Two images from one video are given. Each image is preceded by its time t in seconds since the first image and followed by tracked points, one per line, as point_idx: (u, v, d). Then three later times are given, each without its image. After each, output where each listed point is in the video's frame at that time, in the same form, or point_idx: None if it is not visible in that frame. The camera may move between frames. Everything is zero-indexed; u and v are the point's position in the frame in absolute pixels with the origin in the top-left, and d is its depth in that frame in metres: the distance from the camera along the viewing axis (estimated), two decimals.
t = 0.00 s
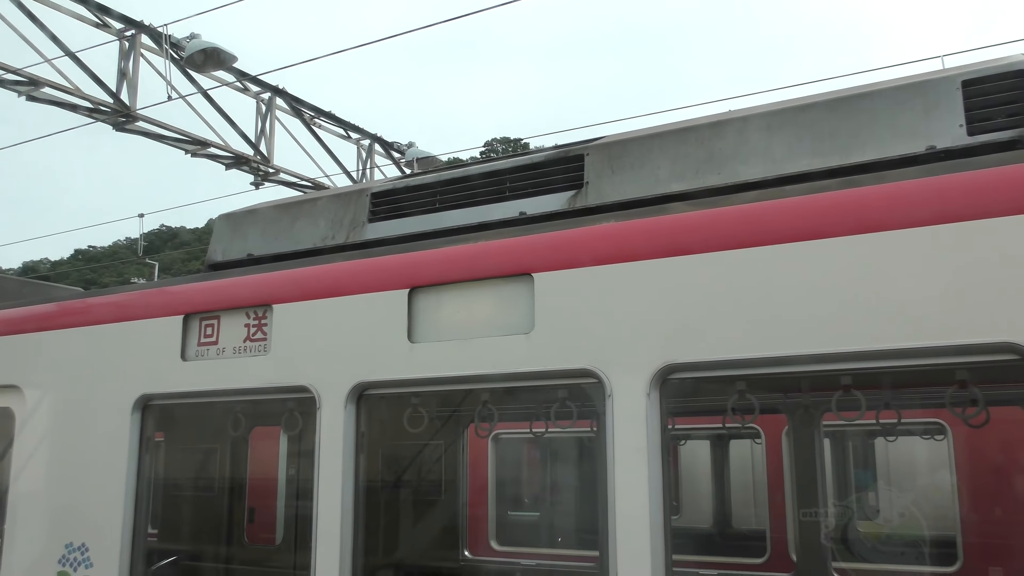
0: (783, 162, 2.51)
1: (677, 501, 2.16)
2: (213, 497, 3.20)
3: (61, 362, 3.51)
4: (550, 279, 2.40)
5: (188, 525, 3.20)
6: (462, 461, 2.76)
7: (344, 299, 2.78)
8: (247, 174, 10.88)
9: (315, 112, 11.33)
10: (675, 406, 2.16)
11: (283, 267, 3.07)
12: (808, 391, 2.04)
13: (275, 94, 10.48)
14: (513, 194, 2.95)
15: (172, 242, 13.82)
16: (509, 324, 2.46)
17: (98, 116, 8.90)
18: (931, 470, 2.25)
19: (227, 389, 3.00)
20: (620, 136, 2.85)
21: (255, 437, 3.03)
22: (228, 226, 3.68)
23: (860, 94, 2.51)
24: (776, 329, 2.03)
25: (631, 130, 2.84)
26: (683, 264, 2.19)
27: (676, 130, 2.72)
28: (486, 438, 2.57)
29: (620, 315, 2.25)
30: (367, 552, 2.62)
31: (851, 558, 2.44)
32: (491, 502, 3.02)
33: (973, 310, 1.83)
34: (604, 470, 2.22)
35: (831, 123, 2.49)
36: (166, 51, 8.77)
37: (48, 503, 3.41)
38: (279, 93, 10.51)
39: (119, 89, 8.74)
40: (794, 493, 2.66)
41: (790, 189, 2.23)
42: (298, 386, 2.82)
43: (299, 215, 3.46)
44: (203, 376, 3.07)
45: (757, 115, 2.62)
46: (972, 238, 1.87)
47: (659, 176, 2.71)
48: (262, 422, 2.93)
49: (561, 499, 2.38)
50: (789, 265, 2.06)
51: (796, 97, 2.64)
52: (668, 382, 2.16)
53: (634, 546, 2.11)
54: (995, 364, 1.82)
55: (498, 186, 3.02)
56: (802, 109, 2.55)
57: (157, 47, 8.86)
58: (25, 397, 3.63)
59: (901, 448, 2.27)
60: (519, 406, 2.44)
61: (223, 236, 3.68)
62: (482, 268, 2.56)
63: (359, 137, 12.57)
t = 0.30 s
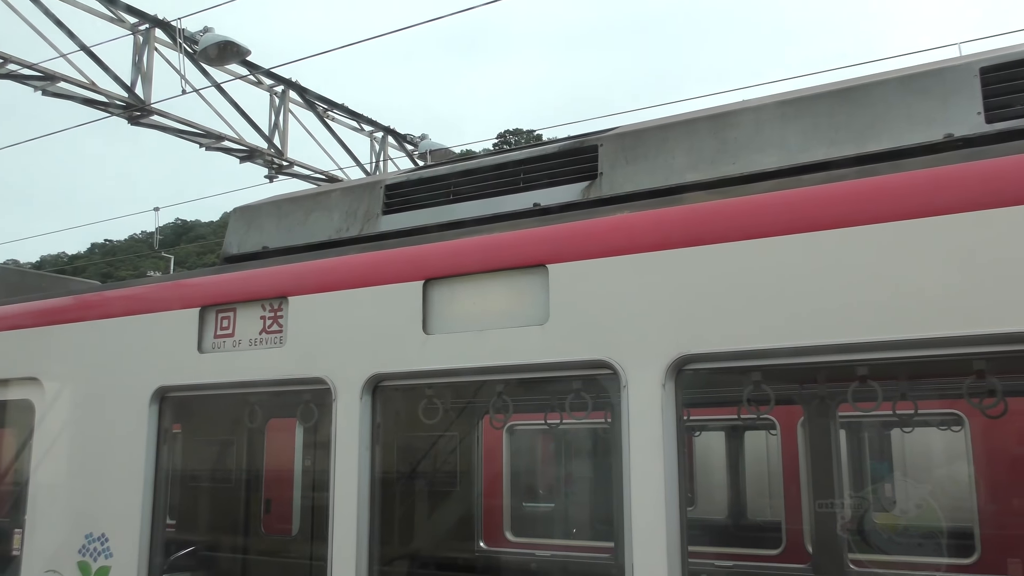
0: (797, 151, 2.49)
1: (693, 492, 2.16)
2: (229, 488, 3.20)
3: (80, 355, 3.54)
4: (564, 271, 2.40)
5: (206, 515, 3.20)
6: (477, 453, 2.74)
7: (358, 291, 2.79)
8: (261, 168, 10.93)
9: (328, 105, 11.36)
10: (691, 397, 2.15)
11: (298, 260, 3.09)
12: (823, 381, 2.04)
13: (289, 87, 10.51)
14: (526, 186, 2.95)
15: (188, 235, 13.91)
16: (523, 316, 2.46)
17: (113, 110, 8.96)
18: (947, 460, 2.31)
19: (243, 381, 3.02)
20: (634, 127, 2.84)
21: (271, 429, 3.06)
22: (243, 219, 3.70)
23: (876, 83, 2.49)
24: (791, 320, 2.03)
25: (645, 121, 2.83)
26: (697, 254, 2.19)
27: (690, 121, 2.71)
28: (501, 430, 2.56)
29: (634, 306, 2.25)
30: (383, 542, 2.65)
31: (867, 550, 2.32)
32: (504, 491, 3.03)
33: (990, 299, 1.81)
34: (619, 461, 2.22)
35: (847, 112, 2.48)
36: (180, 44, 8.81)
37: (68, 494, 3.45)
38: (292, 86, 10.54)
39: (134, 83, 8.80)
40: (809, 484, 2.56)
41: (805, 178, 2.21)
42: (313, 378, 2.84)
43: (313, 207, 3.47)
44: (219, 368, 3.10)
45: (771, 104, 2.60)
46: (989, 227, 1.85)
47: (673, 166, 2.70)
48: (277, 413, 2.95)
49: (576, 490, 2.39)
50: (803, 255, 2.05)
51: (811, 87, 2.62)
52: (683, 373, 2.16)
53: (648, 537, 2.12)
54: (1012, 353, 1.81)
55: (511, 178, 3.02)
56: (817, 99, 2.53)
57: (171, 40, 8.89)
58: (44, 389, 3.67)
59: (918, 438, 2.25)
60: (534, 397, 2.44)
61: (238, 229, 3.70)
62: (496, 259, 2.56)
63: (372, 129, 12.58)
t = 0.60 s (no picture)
0: (801, 146, 2.49)
1: (695, 487, 2.16)
2: (231, 485, 3.24)
3: (83, 349, 3.54)
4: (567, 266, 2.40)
5: (209, 512, 3.22)
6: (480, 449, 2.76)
7: (361, 286, 2.79)
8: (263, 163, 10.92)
9: (330, 100, 11.35)
10: (693, 393, 2.14)
11: (300, 255, 3.09)
12: (827, 376, 2.03)
13: (291, 82, 10.50)
14: (529, 181, 2.94)
15: (190, 231, 13.91)
16: (526, 311, 2.45)
17: (115, 105, 8.95)
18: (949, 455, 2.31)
19: (246, 376, 3.02)
20: (637, 122, 2.84)
21: (274, 425, 3.08)
22: (245, 214, 3.70)
23: (879, 77, 2.48)
24: (794, 315, 2.02)
25: (648, 116, 2.82)
26: (700, 249, 2.18)
27: (694, 115, 2.70)
28: (503, 425, 2.57)
29: (637, 302, 2.25)
30: (386, 536, 2.66)
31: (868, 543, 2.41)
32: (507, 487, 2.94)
33: (995, 296, 1.81)
34: (621, 456, 2.22)
35: (850, 106, 2.47)
36: (182, 40, 8.81)
37: (71, 490, 3.45)
38: (295, 81, 10.53)
39: (136, 78, 8.79)
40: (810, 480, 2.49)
41: (809, 173, 2.21)
42: (316, 374, 2.83)
43: (316, 202, 3.47)
44: (221, 363, 3.10)
45: (775, 99, 2.59)
46: (993, 221, 1.85)
47: (676, 161, 2.69)
48: (280, 409, 2.96)
49: (578, 485, 2.38)
50: (807, 250, 2.05)
51: (815, 81, 2.61)
52: (686, 368, 2.15)
53: (651, 531, 2.12)
54: (1015, 349, 1.81)
55: (513, 173, 3.01)
56: (821, 94, 2.53)
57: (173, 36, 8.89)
58: (47, 384, 3.67)
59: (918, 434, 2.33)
60: (536, 393, 2.44)
61: (240, 224, 3.69)
62: (498, 254, 2.56)
63: (375, 124, 12.57)
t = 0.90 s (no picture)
0: (804, 142, 2.48)
1: (698, 484, 2.16)
2: (235, 482, 3.26)
3: (87, 346, 3.55)
4: (569, 262, 2.39)
5: (212, 510, 3.24)
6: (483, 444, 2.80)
7: (363, 283, 2.79)
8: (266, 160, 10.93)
9: (333, 97, 11.34)
10: (696, 389, 2.15)
11: (303, 252, 3.09)
12: (829, 373, 2.04)
13: (294, 79, 10.50)
14: (531, 177, 2.94)
15: (193, 228, 13.93)
16: (529, 307, 2.45)
17: (118, 102, 8.95)
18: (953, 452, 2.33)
19: (249, 373, 3.03)
20: (639, 118, 2.83)
21: (277, 422, 3.02)
22: (248, 211, 3.70)
23: (882, 72, 2.47)
24: (797, 311, 2.02)
25: (650, 112, 2.82)
26: (702, 246, 2.18)
27: (696, 111, 2.70)
28: (505, 422, 2.56)
29: (639, 298, 2.25)
30: (389, 532, 2.65)
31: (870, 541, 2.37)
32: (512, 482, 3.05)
33: (998, 293, 1.80)
34: (624, 452, 2.22)
35: (852, 102, 2.46)
36: (184, 37, 8.81)
37: (75, 486, 3.46)
38: (297, 78, 10.52)
39: (138, 75, 8.80)
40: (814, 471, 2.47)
41: (811, 168, 2.20)
42: (318, 370, 2.84)
43: (318, 199, 3.47)
44: (224, 360, 3.10)
45: (777, 94, 2.59)
46: (996, 217, 1.84)
47: (678, 157, 2.69)
48: (282, 406, 2.96)
49: (580, 482, 2.39)
50: (809, 246, 2.04)
51: (817, 76, 2.60)
52: (689, 364, 2.15)
53: (654, 527, 2.11)
54: (1018, 345, 1.80)
55: (516, 169, 3.01)
56: (824, 89, 2.52)
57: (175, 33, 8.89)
58: (51, 381, 3.68)
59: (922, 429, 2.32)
60: (538, 389, 2.44)
61: (243, 221, 3.70)
62: (500, 251, 2.56)
63: (377, 121, 12.57)
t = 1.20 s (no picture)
0: (795, 142, 2.49)
1: (690, 482, 2.17)
2: (227, 480, 3.21)
3: (77, 346, 3.53)
4: (561, 262, 2.39)
5: (202, 508, 3.21)
6: (475, 443, 2.74)
7: (354, 282, 2.78)
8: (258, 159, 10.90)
9: (325, 95, 11.32)
10: (687, 388, 2.14)
11: (294, 251, 3.08)
12: (820, 372, 2.04)
13: (286, 77, 10.47)
14: (523, 176, 2.94)
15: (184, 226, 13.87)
16: (520, 308, 2.45)
17: (108, 100, 8.91)
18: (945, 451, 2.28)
19: (240, 372, 3.02)
20: (631, 117, 2.83)
21: (268, 421, 3.02)
22: (240, 210, 3.69)
23: (874, 73, 2.48)
24: (789, 311, 2.02)
25: (643, 111, 2.82)
26: (695, 245, 2.18)
27: (688, 111, 2.70)
28: (496, 422, 2.54)
29: (631, 298, 2.25)
30: (380, 532, 2.65)
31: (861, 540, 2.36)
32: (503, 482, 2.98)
33: (989, 293, 1.81)
34: (616, 451, 2.23)
35: (844, 102, 2.47)
36: (175, 34, 8.77)
37: (65, 486, 3.44)
38: (288, 76, 10.49)
39: (129, 73, 8.75)
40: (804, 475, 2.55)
41: (803, 168, 2.21)
42: (310, 369, 2.83)
43: (310, 198, 3.46)
44: (215, 360, 3.09)
45: (769, 95, 2.59)
46: (986, 217, 1.85)
47: (670, 157, 2.69)
48: (274, 405, 2.95)
49: (572, 481, 2.38)
50: (801, 246, 2.04)
51: (809, 77, 2.61)
52: (680, 364, 2.15)
53: (646, 526, 2.11)
54: (1008, 345, 1.81)
55: (508, 168, 3.01)
56: (815, 89, 2.53)
57: (166, 30, 8.85)
58: (40, 380, 3.66)
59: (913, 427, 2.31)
60: (530, 389, 2.44)
61: (234, 220, 3.68)
62: (492, 250, 2.56)
63: (369, 120, 12.55)
